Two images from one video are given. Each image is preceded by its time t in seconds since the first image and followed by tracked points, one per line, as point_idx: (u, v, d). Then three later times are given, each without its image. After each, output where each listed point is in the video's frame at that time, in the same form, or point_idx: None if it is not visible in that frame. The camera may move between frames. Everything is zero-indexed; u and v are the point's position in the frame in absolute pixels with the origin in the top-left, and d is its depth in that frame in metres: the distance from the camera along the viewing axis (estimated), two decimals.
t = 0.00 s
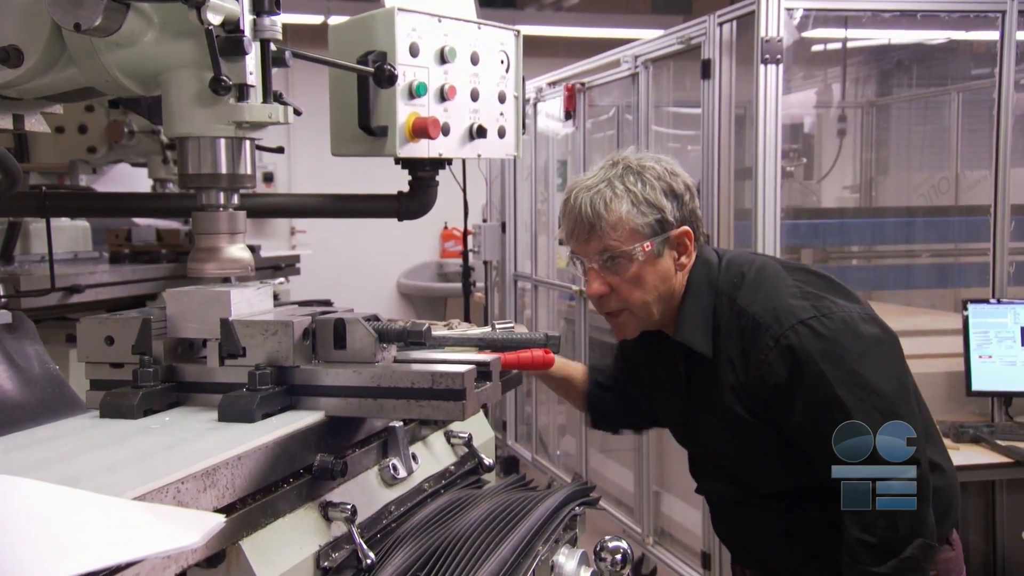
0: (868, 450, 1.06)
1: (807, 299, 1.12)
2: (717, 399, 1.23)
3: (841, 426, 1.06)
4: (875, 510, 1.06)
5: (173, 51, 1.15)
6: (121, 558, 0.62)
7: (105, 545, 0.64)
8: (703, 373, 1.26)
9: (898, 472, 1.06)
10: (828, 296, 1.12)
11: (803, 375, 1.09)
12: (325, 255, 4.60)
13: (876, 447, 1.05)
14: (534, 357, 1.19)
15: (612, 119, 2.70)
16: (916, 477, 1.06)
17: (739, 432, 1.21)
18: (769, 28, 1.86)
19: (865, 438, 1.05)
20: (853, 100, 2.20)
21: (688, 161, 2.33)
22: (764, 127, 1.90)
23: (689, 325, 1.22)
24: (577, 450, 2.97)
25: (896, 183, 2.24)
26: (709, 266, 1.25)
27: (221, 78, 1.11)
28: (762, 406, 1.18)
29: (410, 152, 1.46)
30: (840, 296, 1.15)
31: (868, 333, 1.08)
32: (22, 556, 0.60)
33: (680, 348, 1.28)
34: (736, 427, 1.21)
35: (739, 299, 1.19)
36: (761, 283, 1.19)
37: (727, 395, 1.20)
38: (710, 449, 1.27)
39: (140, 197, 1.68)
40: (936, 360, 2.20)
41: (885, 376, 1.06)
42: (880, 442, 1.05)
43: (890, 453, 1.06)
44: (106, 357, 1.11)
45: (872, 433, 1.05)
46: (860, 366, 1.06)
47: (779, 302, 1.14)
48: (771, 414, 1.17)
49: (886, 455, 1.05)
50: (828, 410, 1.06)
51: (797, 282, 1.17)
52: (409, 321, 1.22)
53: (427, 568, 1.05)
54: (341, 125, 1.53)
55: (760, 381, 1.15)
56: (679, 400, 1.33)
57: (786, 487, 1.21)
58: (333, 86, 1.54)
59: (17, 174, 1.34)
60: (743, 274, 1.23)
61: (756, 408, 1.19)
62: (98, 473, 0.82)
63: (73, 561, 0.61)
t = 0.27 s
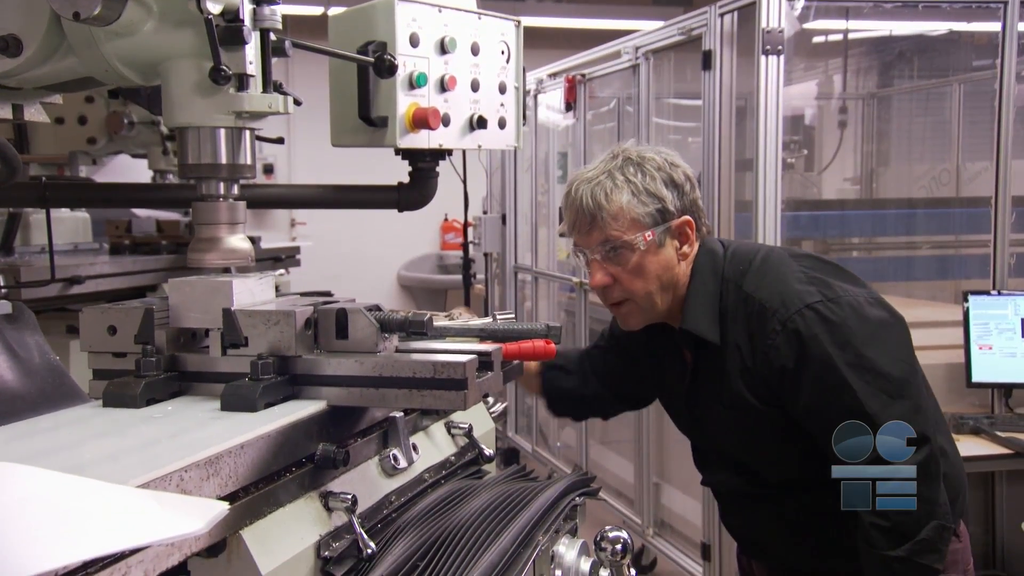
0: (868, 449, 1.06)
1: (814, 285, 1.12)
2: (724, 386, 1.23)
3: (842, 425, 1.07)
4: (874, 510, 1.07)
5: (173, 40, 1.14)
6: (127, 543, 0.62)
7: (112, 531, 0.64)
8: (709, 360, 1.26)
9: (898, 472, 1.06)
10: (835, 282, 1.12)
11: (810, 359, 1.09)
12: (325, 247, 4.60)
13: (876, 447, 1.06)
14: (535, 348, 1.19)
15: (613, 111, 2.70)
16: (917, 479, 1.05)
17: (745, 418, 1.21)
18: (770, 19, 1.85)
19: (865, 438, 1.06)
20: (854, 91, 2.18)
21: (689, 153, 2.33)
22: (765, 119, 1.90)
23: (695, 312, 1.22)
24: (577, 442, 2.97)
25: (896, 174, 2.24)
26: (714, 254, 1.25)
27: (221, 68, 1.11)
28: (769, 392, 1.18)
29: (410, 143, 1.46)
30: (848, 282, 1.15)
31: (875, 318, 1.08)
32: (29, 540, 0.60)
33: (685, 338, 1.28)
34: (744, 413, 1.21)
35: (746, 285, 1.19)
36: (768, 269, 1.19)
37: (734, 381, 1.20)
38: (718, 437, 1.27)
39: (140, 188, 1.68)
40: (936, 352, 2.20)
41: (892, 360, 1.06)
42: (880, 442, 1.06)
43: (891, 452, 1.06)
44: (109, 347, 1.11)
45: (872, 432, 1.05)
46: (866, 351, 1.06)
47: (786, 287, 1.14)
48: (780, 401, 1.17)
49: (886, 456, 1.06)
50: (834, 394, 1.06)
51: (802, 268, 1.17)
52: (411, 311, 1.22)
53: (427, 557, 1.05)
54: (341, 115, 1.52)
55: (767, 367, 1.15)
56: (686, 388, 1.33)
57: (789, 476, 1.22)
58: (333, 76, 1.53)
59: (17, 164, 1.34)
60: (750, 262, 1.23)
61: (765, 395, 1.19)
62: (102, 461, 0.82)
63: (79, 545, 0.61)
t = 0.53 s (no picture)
0: (868, 449, 1.07)
1: (815, 279, 1.12)
2: (726, 381, 1.23)
3: (841, 426, 1.08)
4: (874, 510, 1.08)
5: (173, 34, 1.14)
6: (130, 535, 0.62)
7: (115, 522, 0.64)
8: (711, 356, 1.25)
9: (898, 472, 1.06)
10: (835, 277, 1.12)
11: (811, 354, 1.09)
12: (325, 242, 4.60)
13: (876, 447, 1.06)
14: (537, 342, 1.20)
15: (613, 105, 2.69)
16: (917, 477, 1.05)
17: (747, 413, 1.21)
18: (773, 13, 1.87)
19: (865, 438, 1.07)
20: (855, 85, 2.19)
21: (690, 148, 2.32)
22: (766, 114, 1.90)
23: (697, 308, 1.22)
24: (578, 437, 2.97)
25: (897, 168, 2.23)
26: (715, 250, 1.25)
27: (221, 61, 1.11)
28: (771, 387, 1.18)
29: (411, 137, 1.46)
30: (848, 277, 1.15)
31: (876, 313, 1.08)
32: (32, 530, 0.61)
33: (687, 334, 1.28)
34: (746, 409, 1.21)
35: (747, 280, 1.19)
36: (768, 264, 1.19)
37: (736, 377, 1.20)
38: (720, 434, 1.27)
39: (142, 181, 1.68)
40: (937, 346, 2.20)
41: (894, 353, 1.06)
42: (880, 442, 1.06)
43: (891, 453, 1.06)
44: (112, 340, 1.11)
45: (872, 433, 1.06)
46: (868, 344, 1.06)
47: (786, 282, 1.14)
48: (781, 396, 1.17)
49: (886, 455, 1.06)
50: (836, 389, 1.06)
51: (803, 263, 1.17)
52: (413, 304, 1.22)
53: (427, 551, 1.05)
54: (341, 108, 1.52)
55: (769, 362, 1.15)
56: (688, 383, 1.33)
57: (791, 470, 1.22)
58: (334, 70, 1.53)
59: (17, 157, 1.34)
60: (750, 257, 1.23)
61: (767, 390, 1.19)
62: (105, 453, 0.82)
63: (82, 536, 0.61)
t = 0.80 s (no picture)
0: (868, 449, 1.08)
1: (817, 275, 1.12)
2: (727, 376, 1.23)
3: (842, 427, 1.08)
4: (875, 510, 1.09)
5: (173, 28, 1.14)
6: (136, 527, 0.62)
7: (120, 514, 0.64)
8: (712, 350, 1.25)
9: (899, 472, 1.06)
10: (837, 272, 1.12)
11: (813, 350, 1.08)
12: (326, 238, 4.60)
13: (876, 447, 1.06)
14: (539, 336, 1.18)
15: (614, 101, 2.69)
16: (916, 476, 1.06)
17: (747, 408, 1.21)
18: (774, 9, 1.88)
19: (865, 438, 1.07)
20: (856, 80, 2.18)
21: (691, 143, 2.32)
22: (768, 109, 1.90)
23: (697, 303, 1.22)
24: (579, 432, 2.98)
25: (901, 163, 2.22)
26: (717, 245, 1.25)
27: (222, 55, 1.10)
28: (773, 383, 1.18)
29: (412, 132, 1.46)
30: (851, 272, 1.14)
31: (878, 309, 1.08)
32: (38, 522, 0.61)
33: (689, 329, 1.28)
34: (748, 404, 1.21)
35: (749, 276, 1.19)
36: (770, 259, 1.18)
37: (738, 373, 1.20)
38: (721, 430, 1.27)
39: (143, 176, 1.69)
40: (938, 342, 2.21)
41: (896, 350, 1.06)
42: (879, 442, 1.06)
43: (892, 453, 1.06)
44: (114, 334, 1.11)
45: (872, 433, 1.06)
46: (870, 340, 1.06)
47: (789, 277, 1.14)
48: (783, 392, 1.17)
49: (886, 455, 1.06)
50: (838, 384, 1.06)
51: (804, 258, 1.17)
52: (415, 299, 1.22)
53: (428, 545, 1.05)
54: (342, 103, 1.52)
55: (771, 357, 1.15)
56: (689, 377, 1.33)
57: (794, 464, 1.21)
58: (335, 64, 1.53)
59: (18, 151, 1.34)
60: (752, 252, 1.22)
61: (769, 385, 1.18)
62: (109, 446, 0.82)
63: (88, 528, 0.61)
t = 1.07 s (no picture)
0: (868, 449, 1.07)
1: (818, 269, 1.12)
2: (730, 369, 1.23)
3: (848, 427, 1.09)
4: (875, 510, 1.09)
5: (173, 23, 1.14)
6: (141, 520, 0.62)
7: (125, 508, 0.64)
8: (714, 343, 1.26)
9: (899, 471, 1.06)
10: (839, 267, 1.12)
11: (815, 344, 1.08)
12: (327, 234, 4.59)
13: (876, 447, 1.06)
14: (540, 332, 1.19)
15: (615, 97, 2.68)
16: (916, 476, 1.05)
17: (749, 400, 1.22)
18: (774, 4, 1.87)
19: (865, 438, 1.07)
20: (858, 77, 2.18)
21: (693, 140, 2.32)
22: (768, 105, 1.90)
23: (698, 296, 1.22)
24: (580, 429, 2.98)
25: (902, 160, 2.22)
26: (719, 238, 1.25)
27: (222, 51, 1.10)
28: (775, 377, 1.18)
29: (414, 127, 1.45)
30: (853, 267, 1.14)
31: (880, 303, 1.08)
32: (42, 516, 0.60)
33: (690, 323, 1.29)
34: (751, 398, 1.21)
35: (751, 270, 1.19)
36: (773, 254, 1.18)
37: (741, 367, 1.21)
38: (725, 423, 1.28)
39: (143, 171, 1.69)
40: (939, 338, 2.20)
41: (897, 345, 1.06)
42: (879, 442, 1.06)
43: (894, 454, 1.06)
44: (118, 330, 1.11)
45: (871, 433, 1.06)
46: (869, 334, 1.05)
47: (790, 271, 1.14)
48: (785, 386, 1.17)
49: (886, 455, 1.06)
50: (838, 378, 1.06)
51: (807, 253, 1.17)
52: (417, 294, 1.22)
53: (429, 541, 1.04)
54: (343, 98, 1.51)
55: (772, 351, 1.15)
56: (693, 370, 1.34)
57: (798, 460, 1.21)
58: (335, 60, 1.53)
59: (19, 146, 1.34)
60: (754, 246, 1.22)
61: (771, 379, 1.19)
62: (112, 440, 0.82)
63: (92, 521, 0.61)
